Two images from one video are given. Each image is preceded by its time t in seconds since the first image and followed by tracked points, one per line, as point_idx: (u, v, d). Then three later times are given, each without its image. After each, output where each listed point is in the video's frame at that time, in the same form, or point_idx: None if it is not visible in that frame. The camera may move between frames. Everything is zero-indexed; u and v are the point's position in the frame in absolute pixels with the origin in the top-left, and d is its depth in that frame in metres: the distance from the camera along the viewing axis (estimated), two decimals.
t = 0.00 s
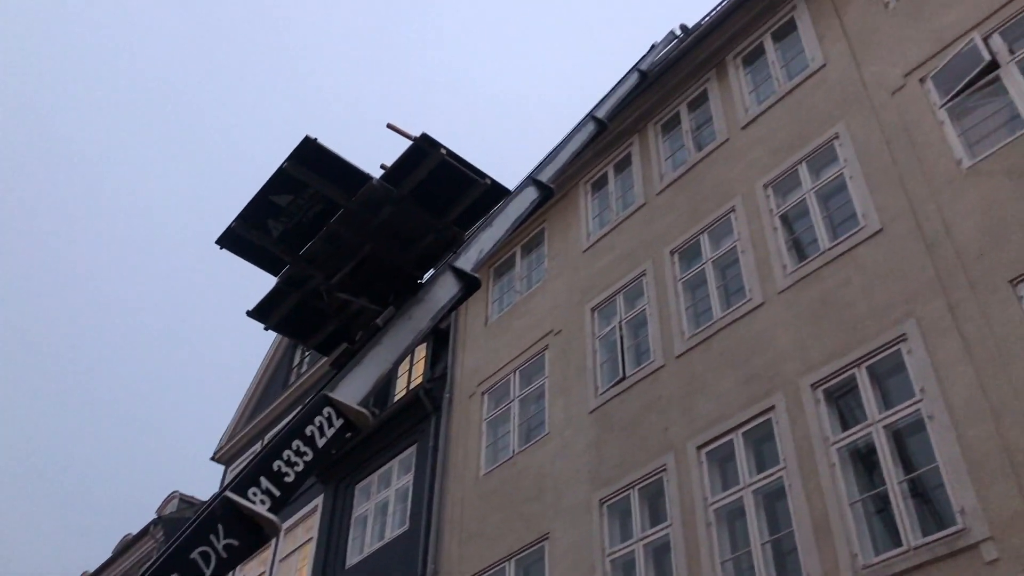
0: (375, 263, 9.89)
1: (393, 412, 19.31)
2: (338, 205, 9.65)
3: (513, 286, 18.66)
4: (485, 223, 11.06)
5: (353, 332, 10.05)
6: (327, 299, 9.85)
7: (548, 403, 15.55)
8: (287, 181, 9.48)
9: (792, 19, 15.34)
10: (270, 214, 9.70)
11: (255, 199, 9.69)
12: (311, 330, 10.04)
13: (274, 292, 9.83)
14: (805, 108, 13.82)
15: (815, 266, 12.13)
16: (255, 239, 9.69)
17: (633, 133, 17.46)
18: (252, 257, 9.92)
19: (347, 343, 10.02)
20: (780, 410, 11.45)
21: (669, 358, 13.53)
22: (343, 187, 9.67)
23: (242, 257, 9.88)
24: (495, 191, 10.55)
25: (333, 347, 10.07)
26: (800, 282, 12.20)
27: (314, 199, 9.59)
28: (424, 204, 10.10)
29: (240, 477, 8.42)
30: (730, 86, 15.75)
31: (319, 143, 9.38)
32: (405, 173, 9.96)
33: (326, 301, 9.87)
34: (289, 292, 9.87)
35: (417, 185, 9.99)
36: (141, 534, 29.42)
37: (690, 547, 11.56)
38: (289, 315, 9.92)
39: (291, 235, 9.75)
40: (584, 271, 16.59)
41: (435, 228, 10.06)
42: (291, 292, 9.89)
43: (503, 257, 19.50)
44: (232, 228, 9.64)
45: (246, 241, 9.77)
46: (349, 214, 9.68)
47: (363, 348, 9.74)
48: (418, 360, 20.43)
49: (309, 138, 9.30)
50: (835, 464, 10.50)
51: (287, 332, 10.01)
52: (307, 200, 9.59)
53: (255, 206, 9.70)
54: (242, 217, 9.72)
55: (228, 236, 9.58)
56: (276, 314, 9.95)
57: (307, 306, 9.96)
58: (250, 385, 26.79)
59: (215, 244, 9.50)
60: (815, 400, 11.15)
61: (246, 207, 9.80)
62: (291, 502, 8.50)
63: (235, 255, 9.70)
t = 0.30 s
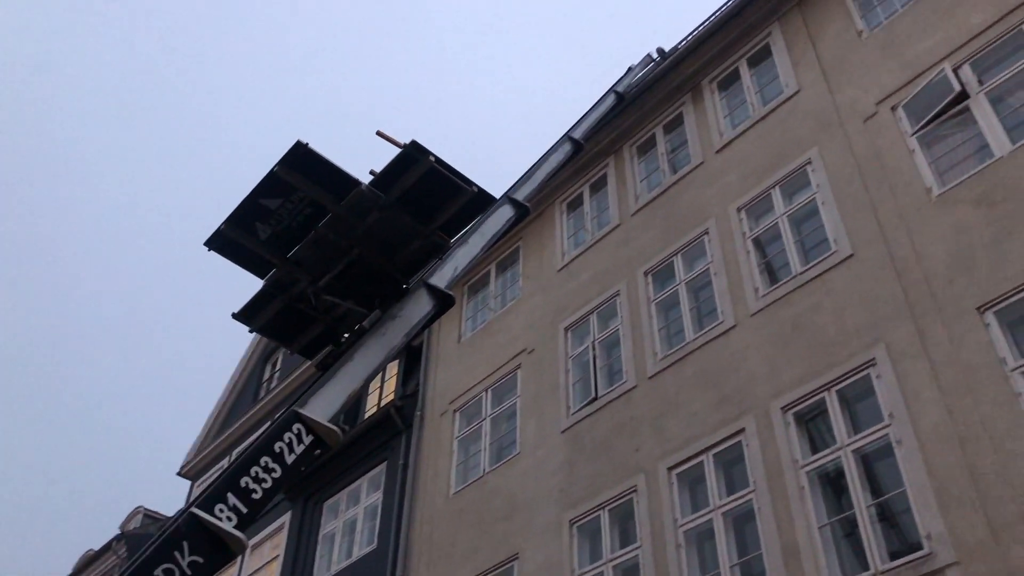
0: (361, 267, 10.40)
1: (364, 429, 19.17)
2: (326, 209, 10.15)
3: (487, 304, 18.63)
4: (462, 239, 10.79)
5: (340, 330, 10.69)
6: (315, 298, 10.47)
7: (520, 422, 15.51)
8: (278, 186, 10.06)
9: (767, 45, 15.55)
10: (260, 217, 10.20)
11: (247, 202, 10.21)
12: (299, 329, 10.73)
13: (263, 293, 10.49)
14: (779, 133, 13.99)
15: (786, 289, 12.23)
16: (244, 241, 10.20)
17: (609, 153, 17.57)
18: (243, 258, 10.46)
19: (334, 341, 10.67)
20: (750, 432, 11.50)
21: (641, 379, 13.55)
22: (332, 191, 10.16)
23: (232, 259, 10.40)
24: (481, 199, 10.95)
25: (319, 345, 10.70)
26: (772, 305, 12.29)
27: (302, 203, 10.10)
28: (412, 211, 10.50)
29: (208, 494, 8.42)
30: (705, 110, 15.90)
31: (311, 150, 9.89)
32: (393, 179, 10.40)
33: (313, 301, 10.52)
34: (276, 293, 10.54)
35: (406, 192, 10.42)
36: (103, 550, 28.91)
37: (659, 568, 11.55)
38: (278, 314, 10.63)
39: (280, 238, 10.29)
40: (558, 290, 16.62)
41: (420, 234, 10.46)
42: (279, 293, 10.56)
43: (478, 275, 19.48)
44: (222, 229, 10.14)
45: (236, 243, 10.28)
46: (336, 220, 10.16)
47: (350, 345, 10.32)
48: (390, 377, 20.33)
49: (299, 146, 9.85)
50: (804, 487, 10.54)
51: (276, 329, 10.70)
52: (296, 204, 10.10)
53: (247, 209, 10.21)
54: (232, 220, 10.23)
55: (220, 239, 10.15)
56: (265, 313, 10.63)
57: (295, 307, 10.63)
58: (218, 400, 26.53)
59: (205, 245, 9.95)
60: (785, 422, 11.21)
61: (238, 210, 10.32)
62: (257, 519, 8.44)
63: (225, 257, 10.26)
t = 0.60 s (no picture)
0: (359, 263, 10.14)
1: (344, 437, 19.07)
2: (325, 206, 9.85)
3: (470, 313, 18.60)
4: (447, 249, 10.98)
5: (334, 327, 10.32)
6: (311, 293, 10.14)
7: (501, 432, 15.47)
8: (279, 180, 9.73)
9: (753, 61, 15.66)
10: (259, 212, 9.89)
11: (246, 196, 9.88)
12: (292, 326, 10.29)
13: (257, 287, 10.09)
14: (764, 148, 14.07)
15: (769, 303, 12.28)
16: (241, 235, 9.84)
17: (594, 165, 17.61)
18: (239, 252, 10.11)
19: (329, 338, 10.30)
20: (730, 445, 11.52)
21: (623, 391, 13.56)
22: (332, 187, 9.87)
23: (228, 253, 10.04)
24: (478, 199, 10.69)
25: (314, 342, 10.33)
26: (754, 319, 12.34)
27: (302, 198, 9.79)
28: (409, 208, 10.26)
29: (185, 499, 8.36)
30: (691, 124, 15.97)
31: (312, 146, 9.61)
32: (392, 177, 10.20)
33: (309, 296, 10.17)
34: (270, 288, 10.15)
35: (405, 190, 10.17)
36: (78, 555, 28.61)
37: None
38: (272, 310, 10.20)
39: (278, 232, 9.98)
40: (541, 300, 16.61)
41: (417, 232, 10.23)
42: (273, 289, 10.16)
43: (462, 284, 19.44)
44: (219, 223, 9.80)
45: (233, 237, 9.95)
46: (335, 216, 9.88)
47: (344, 342, 10.04)
48: (371, 385, 20.24)
49: (301, 140, 9.51)
50: (783, 501, 10.56)
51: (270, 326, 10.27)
52: (295, 199, 9.78)
53: (245, 203, 9.87)
54: (230, 214, 9.90)
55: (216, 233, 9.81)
56: (259, 309, 10.20)
57: (289, 303, 10.22)
58: (197, 405, 26.31)
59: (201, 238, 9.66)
60: (766, 436, 11.24)
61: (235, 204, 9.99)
62: (236, 525, 8.38)
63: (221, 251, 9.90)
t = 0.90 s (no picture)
0: (361, 256, 10.22)
1: (331, 440, 19.01)
2: (329, 198, 9.94)
3: (460, 317, 18.59)
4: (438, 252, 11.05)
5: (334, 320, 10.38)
6: (313, 286, 10.20)
7: (489, 437, 15.46)
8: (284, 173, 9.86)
9: (744, 70, 15.73)
10: (264, 204, 10.00)
11: (252, 189, 10.01)
12: (293, 317, 10.35)
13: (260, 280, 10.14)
14: (754, 156, 14.12)
15: (757, 311, 12.32)
16: (245, 227, 9.94)
17: (586, 171, 17.65)
18: (244, 244, 10.20)
19: (330, 330, 10.35)
20: (717, 452, 11.54)
21: (611, 397, 13.56)
22: (336, 180, 9.97)
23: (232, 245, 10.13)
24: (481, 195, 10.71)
25: (315, 334, 10.37)
26: (743, 327, 12.37)
27: (306, 190, 9.90)
28: (411, 204, 10.30)
29: (171, 500, 8.37)
30: (682, 131, 16.02)
31: (317, 139, 9.73)
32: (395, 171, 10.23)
33: (311, 289, 10.23)
34: (273, 280, 10.20)
35: (407, 184, 10.21)
36: (60, 555, 28.41)
37: None
38: (274, 303, 10.25)
39: (282, 225, 10.07)
40: (530, 305, 16.62)
41: (418, 226, 10.27)
42: (276, 282, 10.20)
43: (452, 287, 19.42)
44: (224, 214, 9.90)
45: (239, 229, 10.05)
46: (338, 209, 9.95)
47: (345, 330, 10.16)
48: (359, 388, 20.20)
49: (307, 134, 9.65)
50: (770, 508, 10.59)
51: (272, 319, 10.33)
52: (300, 191, 9.90)
53: (251, 195, 9.99)
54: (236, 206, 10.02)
55: (221, 224, 9.91)
56: (262, 301, 10.25)
57: (291, 296, 10.27)
58: (184, 406, 26.19)
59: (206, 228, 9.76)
60: (753, 443, 11.26)
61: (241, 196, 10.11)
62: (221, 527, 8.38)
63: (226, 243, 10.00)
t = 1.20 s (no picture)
0: (366, 248, 10.55)
1: (321, 443, 18.98)
2: (336, 192, 10.20)
3: (452, 320, 18.60)
4: (429, 256, 11.08)
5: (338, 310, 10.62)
6: (320, 277, 10.46)
7: (480, 441, 15.45)
8: (292, 166, 10.07)
9: (738, 78, 15.78)
10: (272, 197, 10.19)
11: (260, 181, 10.20)
12: (298, 308, 10.57)
13: (267, 271, 10.34)
14: (747, 163, 14.17)
15: (749, 318, 12.35)
16: (254, 219, 10.14)
17: (579, 176, 17.69)
18: (250, 237, 10.38)
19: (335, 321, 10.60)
20: (708, 458, 11.56)
21: (603, 402, 13.57)
22: (343, 174, 10.23)
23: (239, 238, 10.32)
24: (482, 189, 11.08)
25: (320, 325, 10.61)
26: (734, 333, 12.41)
27: (314, 184, 10.13)
28: (414, 197, 10.62)
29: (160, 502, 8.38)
30: (675, 137, 16.07)
31: (326, 133, 9.97)
32: (401, 166, 10.56)
33: (317, 280, 10.48)
34: (279, 272, 10.41)
35: (413, 179, 10.55)
36: (48, 556, 28.24)
37: None
38: (280, 294, 10.46)
39: (289, 217, 10.29)
40: (523, 310, 16.64)
41: (422, 219, 10.62)
42: (282, 273, 10.42)
43: (444, 291, 19.43)
44: (233, 207, 10.10)
45: (246, 221, 10.25)
46: (346, 201, 10.22)
47: (348, 323, 10.27)
48: (350, 391, 20.17)
49: (316, 128, 9.90)
50: (760, 515, 10.61)
51: (277, 310, 10.53)
52: (308, 184, 10.12)
53: (258, 187, 10.18)
54: (244, 199, 10.20)
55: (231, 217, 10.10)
56: (268, 292, 10.45)
57: (297, 287, 10.50)
58: (175, 407, 26.13)
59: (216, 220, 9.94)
60: (743, 450, 11.29)
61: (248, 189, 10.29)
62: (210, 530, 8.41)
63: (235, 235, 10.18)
